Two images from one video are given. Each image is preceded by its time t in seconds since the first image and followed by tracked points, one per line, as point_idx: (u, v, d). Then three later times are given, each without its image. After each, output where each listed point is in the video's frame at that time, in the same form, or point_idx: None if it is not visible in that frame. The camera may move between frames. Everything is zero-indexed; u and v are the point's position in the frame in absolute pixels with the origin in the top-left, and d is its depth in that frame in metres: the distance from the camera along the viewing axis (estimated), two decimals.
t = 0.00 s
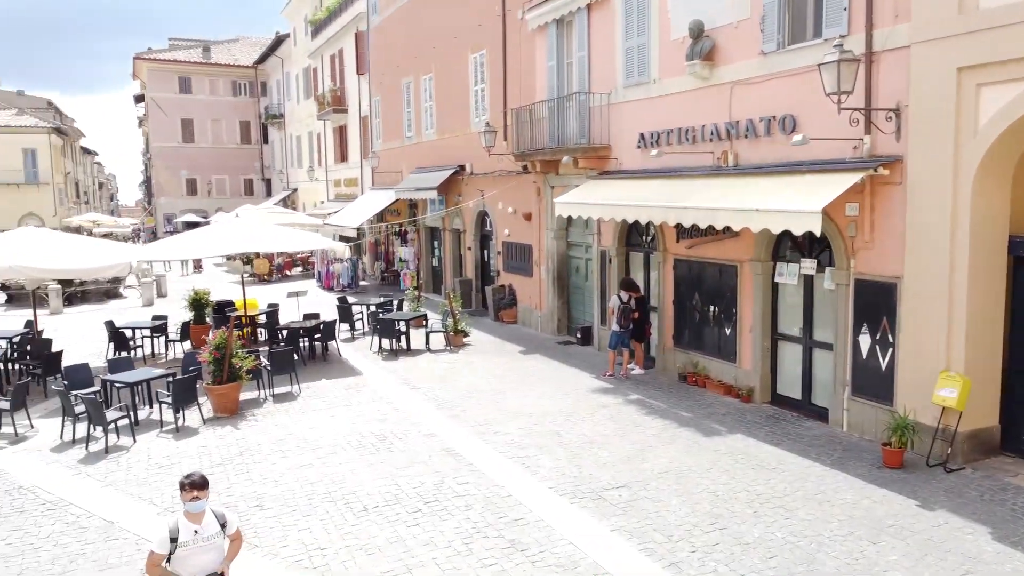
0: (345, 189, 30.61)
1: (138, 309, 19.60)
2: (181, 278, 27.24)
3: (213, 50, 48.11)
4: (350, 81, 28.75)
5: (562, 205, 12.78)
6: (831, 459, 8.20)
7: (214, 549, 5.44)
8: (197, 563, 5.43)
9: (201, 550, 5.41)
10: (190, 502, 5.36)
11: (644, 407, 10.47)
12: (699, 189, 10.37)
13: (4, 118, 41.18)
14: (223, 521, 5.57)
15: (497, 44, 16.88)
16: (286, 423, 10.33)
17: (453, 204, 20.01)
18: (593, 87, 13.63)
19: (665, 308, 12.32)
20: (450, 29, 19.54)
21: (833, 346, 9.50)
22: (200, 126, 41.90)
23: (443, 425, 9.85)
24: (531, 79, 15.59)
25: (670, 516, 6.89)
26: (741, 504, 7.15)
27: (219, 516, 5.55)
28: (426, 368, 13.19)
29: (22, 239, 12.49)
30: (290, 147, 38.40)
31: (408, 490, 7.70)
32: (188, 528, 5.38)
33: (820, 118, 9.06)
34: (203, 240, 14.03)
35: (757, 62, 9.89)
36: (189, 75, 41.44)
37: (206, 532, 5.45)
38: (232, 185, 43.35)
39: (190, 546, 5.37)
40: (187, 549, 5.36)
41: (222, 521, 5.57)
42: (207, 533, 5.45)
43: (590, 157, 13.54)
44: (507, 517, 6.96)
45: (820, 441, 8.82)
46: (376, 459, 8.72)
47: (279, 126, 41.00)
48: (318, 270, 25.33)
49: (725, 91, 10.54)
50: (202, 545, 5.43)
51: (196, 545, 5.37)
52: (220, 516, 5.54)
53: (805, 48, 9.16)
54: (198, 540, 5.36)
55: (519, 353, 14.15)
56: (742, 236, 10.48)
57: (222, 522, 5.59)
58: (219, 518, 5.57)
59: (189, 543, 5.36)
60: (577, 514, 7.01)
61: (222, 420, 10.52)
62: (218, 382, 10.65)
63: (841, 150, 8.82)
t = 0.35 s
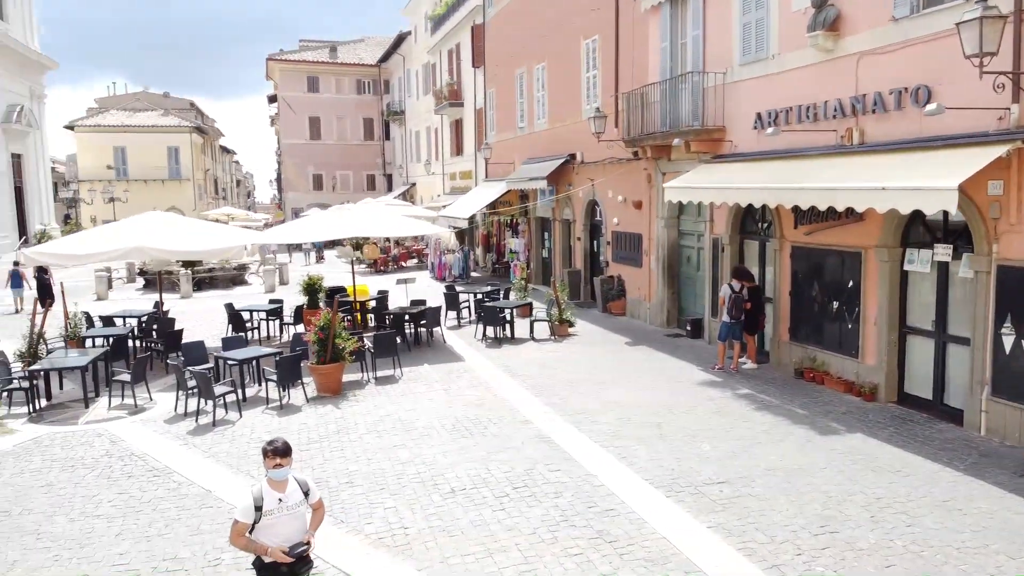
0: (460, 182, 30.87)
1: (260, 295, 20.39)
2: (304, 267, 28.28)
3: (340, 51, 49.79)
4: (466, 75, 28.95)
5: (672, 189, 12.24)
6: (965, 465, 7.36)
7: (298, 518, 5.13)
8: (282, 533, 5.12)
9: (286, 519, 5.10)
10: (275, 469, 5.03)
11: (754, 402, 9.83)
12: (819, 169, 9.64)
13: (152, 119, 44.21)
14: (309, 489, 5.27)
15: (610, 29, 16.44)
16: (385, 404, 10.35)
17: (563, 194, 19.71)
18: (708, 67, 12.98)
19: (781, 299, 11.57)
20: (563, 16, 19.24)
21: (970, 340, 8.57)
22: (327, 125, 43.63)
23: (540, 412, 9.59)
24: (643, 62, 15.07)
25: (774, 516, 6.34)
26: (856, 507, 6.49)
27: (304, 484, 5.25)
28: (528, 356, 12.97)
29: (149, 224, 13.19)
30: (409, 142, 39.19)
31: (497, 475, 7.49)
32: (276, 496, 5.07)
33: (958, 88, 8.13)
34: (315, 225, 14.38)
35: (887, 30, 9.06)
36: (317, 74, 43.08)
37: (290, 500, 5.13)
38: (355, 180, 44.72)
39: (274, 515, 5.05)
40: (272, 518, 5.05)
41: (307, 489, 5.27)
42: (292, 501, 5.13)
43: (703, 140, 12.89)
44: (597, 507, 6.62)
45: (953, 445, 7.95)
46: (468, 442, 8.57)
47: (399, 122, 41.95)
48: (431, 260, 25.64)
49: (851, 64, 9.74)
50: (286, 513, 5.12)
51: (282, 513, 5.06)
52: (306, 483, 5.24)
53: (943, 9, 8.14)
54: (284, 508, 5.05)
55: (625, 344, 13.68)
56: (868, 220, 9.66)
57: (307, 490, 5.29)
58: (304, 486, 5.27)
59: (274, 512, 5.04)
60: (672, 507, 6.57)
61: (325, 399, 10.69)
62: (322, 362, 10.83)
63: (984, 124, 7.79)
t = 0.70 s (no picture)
0: (574, 176, 30.54)
1: (374, 283, 20.90)
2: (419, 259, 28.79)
3: (460, 49, 50.39)
4: (581, 67, 28.56)
5: (789, 174, 11.54)
6: None
7: (378, 489, 4.81)
8: (361, 503, 4.80)
9: (365, 489, 4.79)
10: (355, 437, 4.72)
11: (874, 400, 9.08)
12: (953, 147, 8.79)
13: (283, 118, 46.35)
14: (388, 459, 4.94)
15: (727, 10, 15.74)
16: (483, 389, 10.26)
17: (676, 184, 19.08)
18: (831, 44, 12.15)
19: (908, 293, 10.67)
20: None
21: None
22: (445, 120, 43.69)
23: (639, 402, 9.22)
24: (761, 43, 14.32)
25: (888, 519, 5.76)
26: (985, 515, 5.81)
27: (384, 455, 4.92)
28: (632, 347, 12.57)
29: (265, 210, 13.72)
30: (525, 137, 39.23)
31: (587, 462, 7.22)
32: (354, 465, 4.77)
33: None
34: (422, 213, 14.52)
35: None
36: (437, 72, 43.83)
37: (370, 470, 4.82)
38: (473, 176, 45.14)
39: (353, 485, 4.75)
40: (350, 487, 4.75)
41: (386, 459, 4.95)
42: (371, 471, 4.82)
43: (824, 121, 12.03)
44: (689, 499, 6.24)
45: None
46: (561, 429, 8.33)
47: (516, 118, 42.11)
48: (542, 253, 25.50)
49: (992, 32, 8.82)
50: (366, 483, 4.81)
51: (361, 482, 4.75)
52: (386, 453, 4.92)
53: None
54: (363, 477, 4.74)
55: (736, 338, 13.03)
56: (1010, 203, 8.72)
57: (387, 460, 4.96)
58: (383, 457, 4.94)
59: (353, 481, 4.74)
60: (772, 503, 6.10)
61: (424, 382, 10.74)
62: (422, 346, 10.90)
63: None
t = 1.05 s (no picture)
0: (690, 169, 29.64)
1: (484, 275, 21.03)
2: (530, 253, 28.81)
3: (579, 44, 49.91)
4: (700, 56, 27.59)
5: (918, 156, 10.64)
6: None
7: (471, 465, 4.25)
8: (452, 478, 4.27)
9: (457, 463, 4.24)
10: (447, 407, 4.17)
11: (1010, 401, 8.22)
12: None
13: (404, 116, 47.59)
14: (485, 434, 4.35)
15: None
16: (581, 377, 10.05)
17: (797, 174, 18.12)
18: (970, 15, 11.11)
19: None
20: None
21: None
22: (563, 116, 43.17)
23: (744, 394, 8.73)
24: (892, 19, 13.30)
25: (1016, 527, 5.15)
26: None
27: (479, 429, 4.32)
28: (741, 340, 11.99)
29: (375, 197, 14.03)
30: (641, 131, 38.44)
31: (680, 452, 6.88)
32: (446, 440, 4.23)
33: None
34: (529, 201, 14.40)
35: None
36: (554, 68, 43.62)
37: (463, 443, 4.26)
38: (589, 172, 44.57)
39: (444, 457, 4.21)
40: (441, 460, 4.22)
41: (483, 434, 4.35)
42: (464, 443, 4.25)
43: (961, 100, 11.02)
44: (788, 495, 5.80)
45: None
46: (658, 418, 7.99)
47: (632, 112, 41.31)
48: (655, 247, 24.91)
49: None
50: (459, 456, 4.26)
51: (452, 456, 4.21)
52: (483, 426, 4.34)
53: None
54: (455, 449, 4.20)
55: (856, 333, 12.19)
56: None
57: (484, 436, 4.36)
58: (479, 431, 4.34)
59: (444, 453, 4.20)
60: (882, 504, 5.58)
61: (522, 368, 10.65)
62: (522, 332, 10.79)
63: None
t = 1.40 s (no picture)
0: (807, 163, 28.12)
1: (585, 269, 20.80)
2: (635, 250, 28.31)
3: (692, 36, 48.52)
4: (819, 44, 26.22)
5: None
6: None
7: (560, 444, 4.02)
8: (542, 456, 4.06)
9: (546, 441, 4.02)
10: (536, 381, 3.96)
11: None
12: None
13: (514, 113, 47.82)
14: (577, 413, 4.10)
15: None
16: (674, 370, 9.72)
17: (922, 164, 16.92)
18: None
19: None
20: None
21: None
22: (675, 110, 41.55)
23: (849, 392, 8.19)
24: None
25: None
26: None
27: (571, 407, 4.08)
28: (851, 337, 11.29)
29: (475, 188, 14.11)
30: (756, 125, 36.80)
31: (772, 447, 6.51)
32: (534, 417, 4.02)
33: None
34: (628, 191, 14.09)
35: None
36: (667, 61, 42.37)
37: (553, 420, 4.03)
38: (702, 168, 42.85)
39: (532, 433, 4.01)
40: (529, 436, 4.02)
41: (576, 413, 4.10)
42: (554, 421, 4.02)
43: None
44: (887, 496, 5.36)
45: None
46: (752, 413, 7.60)
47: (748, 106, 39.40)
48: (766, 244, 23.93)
49: None
50: (549, 435, 4.03)
51: (540, 433, 4.00)
52: (575, 404, 4.09)
53: None
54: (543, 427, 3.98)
55: (982, 334, 11.22)
56: None
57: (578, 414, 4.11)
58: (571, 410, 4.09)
59: (531, 430, 4.00)
60: (995, 511, 5.06)
61: (615, 360, 10.41)
62: (615, 323, 10.55)
63: None
